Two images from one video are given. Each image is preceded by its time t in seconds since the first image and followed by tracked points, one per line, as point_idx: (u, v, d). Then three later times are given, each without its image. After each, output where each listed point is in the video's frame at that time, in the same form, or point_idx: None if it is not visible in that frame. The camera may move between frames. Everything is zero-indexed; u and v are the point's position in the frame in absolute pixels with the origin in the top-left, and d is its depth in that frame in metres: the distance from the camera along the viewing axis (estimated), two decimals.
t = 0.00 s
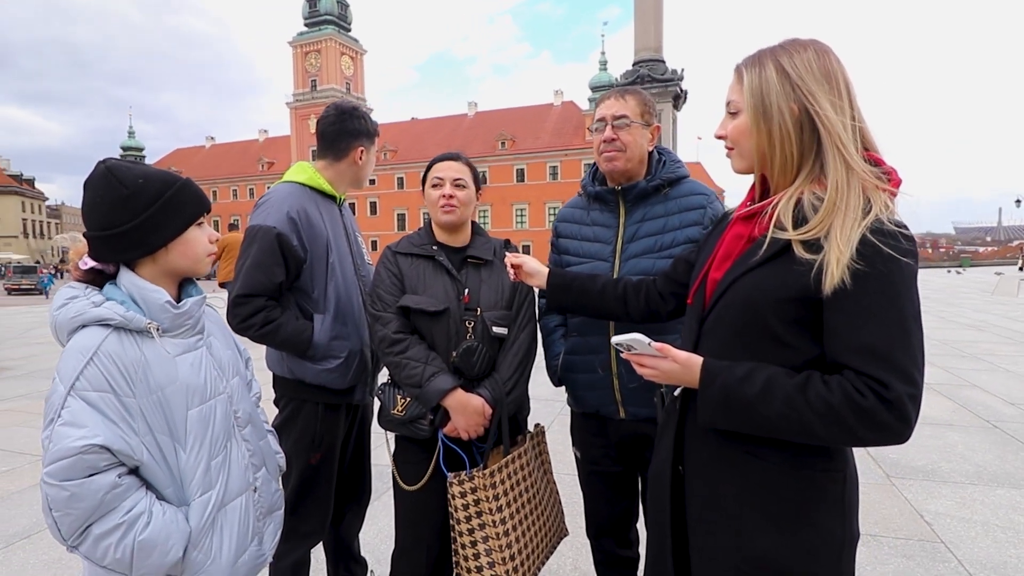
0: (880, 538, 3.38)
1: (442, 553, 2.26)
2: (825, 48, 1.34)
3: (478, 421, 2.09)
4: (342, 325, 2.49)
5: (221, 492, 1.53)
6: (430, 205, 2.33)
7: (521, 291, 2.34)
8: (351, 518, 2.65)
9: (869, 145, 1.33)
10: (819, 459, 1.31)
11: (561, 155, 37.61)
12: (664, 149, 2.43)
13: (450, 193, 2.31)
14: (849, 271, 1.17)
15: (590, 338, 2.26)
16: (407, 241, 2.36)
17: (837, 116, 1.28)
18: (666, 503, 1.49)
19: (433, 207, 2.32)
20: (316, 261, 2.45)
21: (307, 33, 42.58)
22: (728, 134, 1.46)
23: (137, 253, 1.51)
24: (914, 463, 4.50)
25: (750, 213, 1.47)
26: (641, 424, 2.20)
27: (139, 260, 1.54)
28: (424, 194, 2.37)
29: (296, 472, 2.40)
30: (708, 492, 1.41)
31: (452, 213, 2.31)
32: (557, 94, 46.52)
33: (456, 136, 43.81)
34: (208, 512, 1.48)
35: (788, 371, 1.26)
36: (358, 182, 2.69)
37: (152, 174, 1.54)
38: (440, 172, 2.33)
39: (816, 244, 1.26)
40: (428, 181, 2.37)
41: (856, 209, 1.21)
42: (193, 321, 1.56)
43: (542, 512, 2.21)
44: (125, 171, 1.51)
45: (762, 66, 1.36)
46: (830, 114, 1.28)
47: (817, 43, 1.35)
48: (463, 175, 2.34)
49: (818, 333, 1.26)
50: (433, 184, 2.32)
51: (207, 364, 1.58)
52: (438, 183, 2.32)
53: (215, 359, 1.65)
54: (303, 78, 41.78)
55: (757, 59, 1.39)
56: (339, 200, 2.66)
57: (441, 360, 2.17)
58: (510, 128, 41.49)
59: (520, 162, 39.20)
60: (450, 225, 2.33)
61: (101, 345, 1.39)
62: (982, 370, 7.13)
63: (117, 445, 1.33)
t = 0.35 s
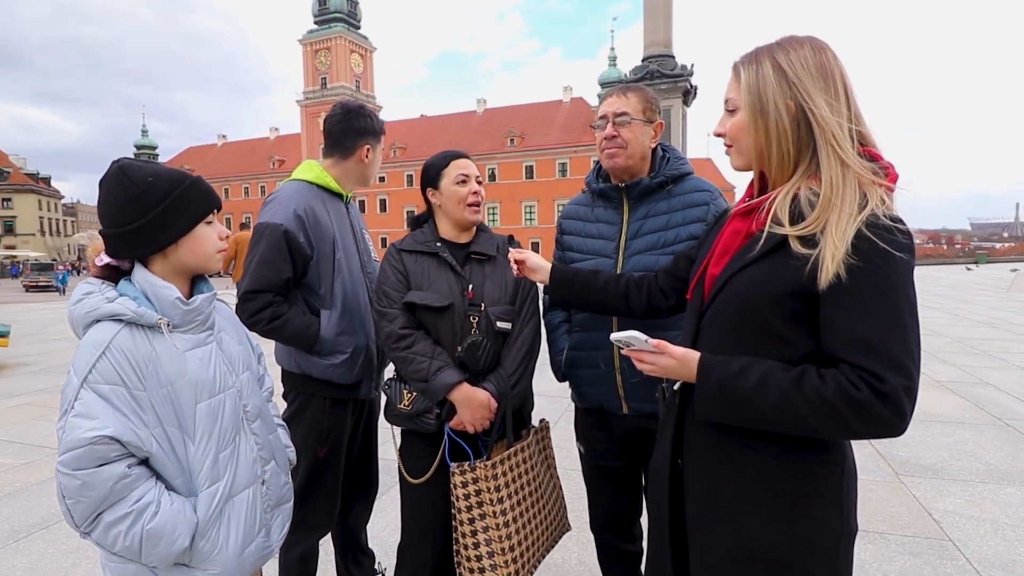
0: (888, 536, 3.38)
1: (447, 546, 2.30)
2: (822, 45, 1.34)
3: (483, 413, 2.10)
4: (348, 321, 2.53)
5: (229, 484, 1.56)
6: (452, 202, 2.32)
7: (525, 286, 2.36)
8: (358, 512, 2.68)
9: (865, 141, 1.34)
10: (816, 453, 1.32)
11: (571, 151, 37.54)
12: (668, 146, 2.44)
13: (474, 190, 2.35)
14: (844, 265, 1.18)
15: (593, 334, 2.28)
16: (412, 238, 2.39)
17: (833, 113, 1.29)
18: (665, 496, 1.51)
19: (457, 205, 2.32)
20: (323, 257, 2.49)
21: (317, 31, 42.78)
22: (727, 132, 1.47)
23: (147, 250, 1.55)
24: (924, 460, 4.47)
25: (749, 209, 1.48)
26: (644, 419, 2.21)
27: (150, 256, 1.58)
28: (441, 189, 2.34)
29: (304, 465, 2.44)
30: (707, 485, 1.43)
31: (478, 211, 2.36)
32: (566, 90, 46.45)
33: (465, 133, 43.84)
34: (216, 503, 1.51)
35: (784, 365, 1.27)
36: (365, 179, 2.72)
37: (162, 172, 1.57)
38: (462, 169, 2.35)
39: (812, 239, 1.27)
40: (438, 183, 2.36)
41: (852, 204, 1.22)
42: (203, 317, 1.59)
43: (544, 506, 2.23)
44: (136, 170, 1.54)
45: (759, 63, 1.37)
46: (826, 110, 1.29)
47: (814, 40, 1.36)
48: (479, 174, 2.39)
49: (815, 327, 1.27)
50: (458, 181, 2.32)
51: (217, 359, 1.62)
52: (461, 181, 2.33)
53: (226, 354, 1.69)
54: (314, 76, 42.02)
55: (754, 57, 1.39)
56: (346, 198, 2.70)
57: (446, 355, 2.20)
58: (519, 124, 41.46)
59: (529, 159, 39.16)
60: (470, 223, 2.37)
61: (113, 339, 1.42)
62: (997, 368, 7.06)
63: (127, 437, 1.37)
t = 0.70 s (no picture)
0: (898, 535, 3.36)
1: (454, 542, 2.33)
2: (820, 45, 1.35)
3: (489, 411, 2.12)
4: (356, 320, 2.56)
5: (240, 478, 1.60)
6: (452, 200, 2.34)
7: (529, 285, 2.39)
8: (367, 509, 2.71)
9: (865, 139, 1.35)
10: (817, 448, 1.33)
11: (580, 151, 37.49)
12: (673, 145, 2.45)
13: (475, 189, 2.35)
14: (841, 263, 1.20)
15: (598, 332, 2.30)
16: (418, 237, 2.41)
17: (831, 113, 1.30)
18: (667, 491, 1.53)
19: (456, 203, 2.34)
20: (331, 257, 2.52)
21: (327, 33, 43.07)
22: (727, 130, 1.48)
23: (159, 251, 1.59)
24: (936, 460, 4.43)
25: (749, 207, 1.50)
26: (649, 417, 2.23)
27: (162, 257, 1.62)
28: (443, 188, 2.37)
29: (313, 462, 2.48)
30: (708, 480, 1.44)
31: (478, 210, 2.36)
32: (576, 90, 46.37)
33: (475, 133, 43.91)
34: (227, 497, 1.55)
35: (783, 360, 1.30)
36: (372, 180, 2.76)
37: (175, 175, 1.62)
38: (462, 169, 2.36)
39: (810, 237, 1.29)
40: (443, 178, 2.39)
41: (849, 201, 1.24)
42: (213, 316, 1.63)
43: (552, 502, 2.26)
44: (150, 172, 1.59)
45: (757, 64, 1.38)
46: (823, 111, 1.30)
47: (812, 40, 1.37)
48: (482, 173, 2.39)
49: (813, 324, 1.29)
50: (459, 180, 2.34)
51: (227, 356, 1.65)
52: (462, 180, 2.34)
53: (235, 352, 1.73)
54: (324, 77, 42.29)
55: (753, 57, 1.40)
56: (354, 199, 2.73)
57: (452, 353, 2.22)
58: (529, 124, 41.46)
59: (539, 159, 39.14)
60: (468, 222, 2.38)
61: (127, 338, 1.46)
62: (1012, 367, 6.97)
63: (141, 432, 1.41)
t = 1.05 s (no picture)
0: (901, 535, 3.36)
1: (455, 539, 2.35)
2: (833, 47, 1.37)
3: (491, 409, 2.14)
4: (359, 319, 2.60)
5: (243, 473, 1.63)
6: (453, 207, 2.37)
7: (527, 283, 2.42)
8: (370, 507, 2.74)
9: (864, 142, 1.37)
10: (809, 444, 1.35)
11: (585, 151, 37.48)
12: (673, 145, 2.47)
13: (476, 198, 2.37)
14: (827, 262, 1.23)
15: (597, 331, 2.32)
16: (416, 238, 2.44)
17: (834, 114, 1.32)
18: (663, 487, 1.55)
19: (457, 210, 2.37)
20: (335, 257, 2.56)
21: (333, 35, 43.27)
22: (732, 122, 1.49)
23: (163, 251, 1.62)
24: (941, 460, 4.42)
25: (742, 207, 1.52)
26: (648, 415, 2.24)
27: (166, 257, 1.65)
28: (446, 193, 2.39)
29: (316, 460, 2.51)
30: (702, 476, 1.46)
31: (478, 219, 2.39)
32: (581, 90, 46.39)
33: (480, 133, 43.98)
34: (231, 491, 1.58)
35: (774, 357, 1.32)
36: (375, 181, 2.79)
37: (179, 177, 1.65)
38: (467, 176, 2.37)
39: (800, 235, 1.31)
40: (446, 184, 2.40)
41: (838, 202, 1.26)
42: (216, 315, 1.66)
43: (552, 498, 2.28)
44: (155, 174, 1.62)
45: (772, 56, 1.39)
46: (828, 111, 1.32)
47: (826, 41, 1.38)
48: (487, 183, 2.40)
49: (805, 321, 1.32)
50: (462, 188, 2.35)
51: (229, 354, 1.69)
52: (466, 189, 2.36)
53: (238, 350, 1.76)
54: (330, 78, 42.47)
55: (768, 49, 1.41)
56: (357, 199, 2.76)
57: (453, 352, 2.25)
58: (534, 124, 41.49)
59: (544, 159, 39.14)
60: (468, 229, 2.41)
61: (133, 336, 1.50)
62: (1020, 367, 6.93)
63: (147, 428, 1.44)
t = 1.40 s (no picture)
0: (903, 534, 3.36)
1: (456, 536, 2.37)
2: (799, 50, 1.39)
3: (490, 408, 2.16)
4: (361, 318, 2.62)
5: (245, 468, 1.66)
6: (450, 206, 2.39)
7: (525, 283, 2.45)
8: (372, 504, 2.77)
9: (854, 141, 1.39)
10: (804, 440, 1.37)
11: (590, 151, 37.50)
12: (671, 145, 2.49)
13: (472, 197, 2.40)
14: (828, 259, 1.24)
15: (596, 330, 2.34)
16: (413, 241, 2.46)
17: (818, 118, 1.35)
18: (659, 482, 1.57)
19: (452, 209, 2.39)
20: (337, 257, 2.58)
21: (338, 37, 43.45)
22: (726, 145, 1.51)
23: (167, 251, 1.65)
24: (944, 459, 4.42)
25: (744, 208, 1.54)
26: (647, 413, 2.26)
27: (170, 257, 1.68)
28: (441, 193, 2.41)
29: (319, 457, 2.54)
30: (697, 471, 1.48)
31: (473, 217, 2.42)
32: (585, 91, 46.46)
33: (485, 134, 44.05)
34: (233, 487, 1.61)
35: (771, 353, 1.34)
36: (377, 182, 2.82)
37: (183, 178, 1.68)
38: (461, 175, 2.40)
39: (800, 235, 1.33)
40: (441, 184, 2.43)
41: (837, 202, 1.28)
42: (219, 313, 1.69)
43: (551, 495, 2.30)
44: (159, 175, 1.65)
45: (743, 78, 1.42)
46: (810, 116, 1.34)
47: (790, 46, 1.40)
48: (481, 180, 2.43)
49: (801, 319, 1.34)
50: (457, 186, 2.37)
51: (232, 352, 1.72)
52: (461, 187, 2.38)
53: (240, 348, 1.79)
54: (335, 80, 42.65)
55: (736, 70, 1.44)
56: (359, 200, 2.79)
57: (452, 353, 2.27)
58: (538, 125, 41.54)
59: (548, 159, 39.16)
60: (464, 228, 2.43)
61: (137, 334, 1.53)
62: None
63: (151, 424, 1.47)
